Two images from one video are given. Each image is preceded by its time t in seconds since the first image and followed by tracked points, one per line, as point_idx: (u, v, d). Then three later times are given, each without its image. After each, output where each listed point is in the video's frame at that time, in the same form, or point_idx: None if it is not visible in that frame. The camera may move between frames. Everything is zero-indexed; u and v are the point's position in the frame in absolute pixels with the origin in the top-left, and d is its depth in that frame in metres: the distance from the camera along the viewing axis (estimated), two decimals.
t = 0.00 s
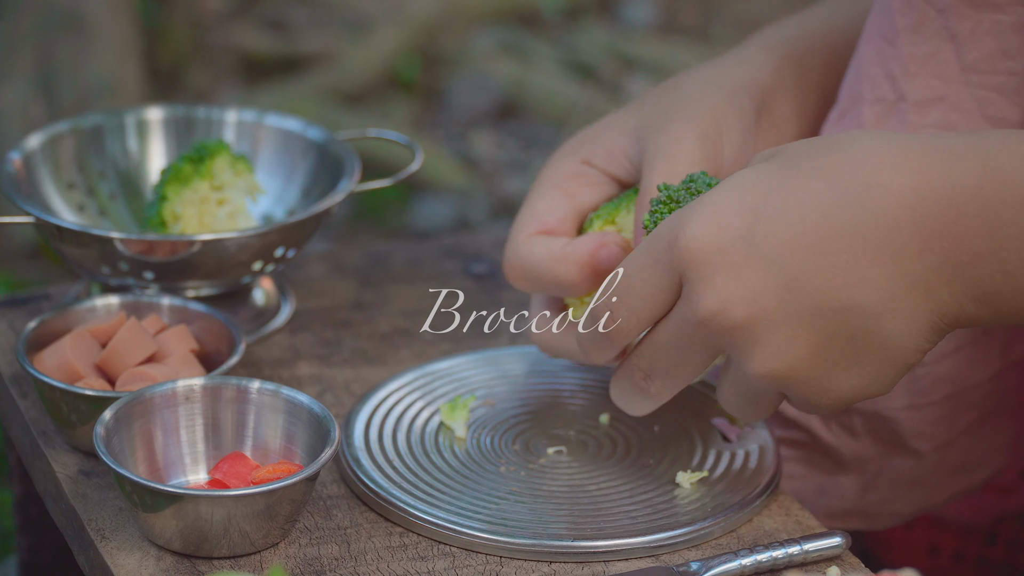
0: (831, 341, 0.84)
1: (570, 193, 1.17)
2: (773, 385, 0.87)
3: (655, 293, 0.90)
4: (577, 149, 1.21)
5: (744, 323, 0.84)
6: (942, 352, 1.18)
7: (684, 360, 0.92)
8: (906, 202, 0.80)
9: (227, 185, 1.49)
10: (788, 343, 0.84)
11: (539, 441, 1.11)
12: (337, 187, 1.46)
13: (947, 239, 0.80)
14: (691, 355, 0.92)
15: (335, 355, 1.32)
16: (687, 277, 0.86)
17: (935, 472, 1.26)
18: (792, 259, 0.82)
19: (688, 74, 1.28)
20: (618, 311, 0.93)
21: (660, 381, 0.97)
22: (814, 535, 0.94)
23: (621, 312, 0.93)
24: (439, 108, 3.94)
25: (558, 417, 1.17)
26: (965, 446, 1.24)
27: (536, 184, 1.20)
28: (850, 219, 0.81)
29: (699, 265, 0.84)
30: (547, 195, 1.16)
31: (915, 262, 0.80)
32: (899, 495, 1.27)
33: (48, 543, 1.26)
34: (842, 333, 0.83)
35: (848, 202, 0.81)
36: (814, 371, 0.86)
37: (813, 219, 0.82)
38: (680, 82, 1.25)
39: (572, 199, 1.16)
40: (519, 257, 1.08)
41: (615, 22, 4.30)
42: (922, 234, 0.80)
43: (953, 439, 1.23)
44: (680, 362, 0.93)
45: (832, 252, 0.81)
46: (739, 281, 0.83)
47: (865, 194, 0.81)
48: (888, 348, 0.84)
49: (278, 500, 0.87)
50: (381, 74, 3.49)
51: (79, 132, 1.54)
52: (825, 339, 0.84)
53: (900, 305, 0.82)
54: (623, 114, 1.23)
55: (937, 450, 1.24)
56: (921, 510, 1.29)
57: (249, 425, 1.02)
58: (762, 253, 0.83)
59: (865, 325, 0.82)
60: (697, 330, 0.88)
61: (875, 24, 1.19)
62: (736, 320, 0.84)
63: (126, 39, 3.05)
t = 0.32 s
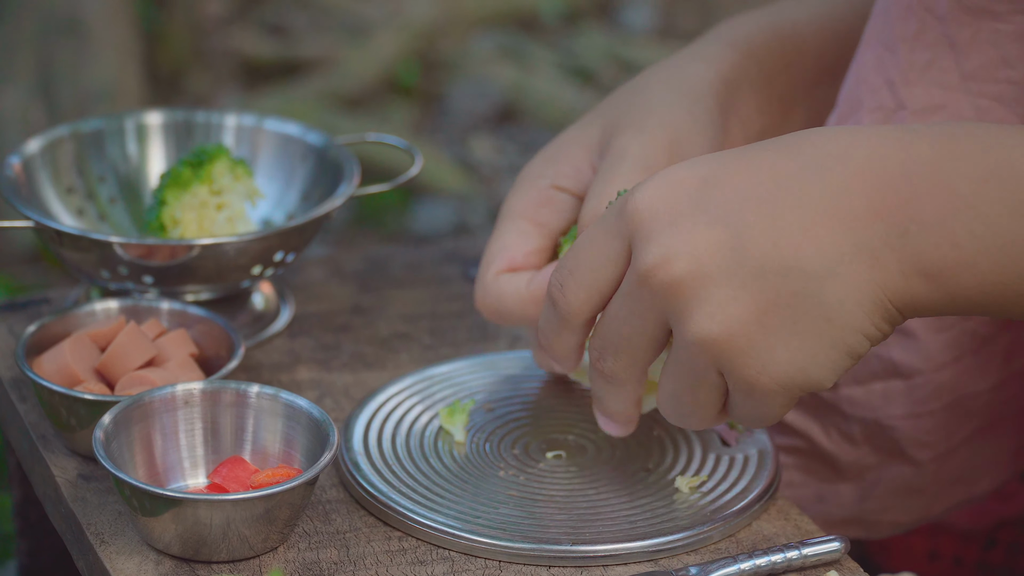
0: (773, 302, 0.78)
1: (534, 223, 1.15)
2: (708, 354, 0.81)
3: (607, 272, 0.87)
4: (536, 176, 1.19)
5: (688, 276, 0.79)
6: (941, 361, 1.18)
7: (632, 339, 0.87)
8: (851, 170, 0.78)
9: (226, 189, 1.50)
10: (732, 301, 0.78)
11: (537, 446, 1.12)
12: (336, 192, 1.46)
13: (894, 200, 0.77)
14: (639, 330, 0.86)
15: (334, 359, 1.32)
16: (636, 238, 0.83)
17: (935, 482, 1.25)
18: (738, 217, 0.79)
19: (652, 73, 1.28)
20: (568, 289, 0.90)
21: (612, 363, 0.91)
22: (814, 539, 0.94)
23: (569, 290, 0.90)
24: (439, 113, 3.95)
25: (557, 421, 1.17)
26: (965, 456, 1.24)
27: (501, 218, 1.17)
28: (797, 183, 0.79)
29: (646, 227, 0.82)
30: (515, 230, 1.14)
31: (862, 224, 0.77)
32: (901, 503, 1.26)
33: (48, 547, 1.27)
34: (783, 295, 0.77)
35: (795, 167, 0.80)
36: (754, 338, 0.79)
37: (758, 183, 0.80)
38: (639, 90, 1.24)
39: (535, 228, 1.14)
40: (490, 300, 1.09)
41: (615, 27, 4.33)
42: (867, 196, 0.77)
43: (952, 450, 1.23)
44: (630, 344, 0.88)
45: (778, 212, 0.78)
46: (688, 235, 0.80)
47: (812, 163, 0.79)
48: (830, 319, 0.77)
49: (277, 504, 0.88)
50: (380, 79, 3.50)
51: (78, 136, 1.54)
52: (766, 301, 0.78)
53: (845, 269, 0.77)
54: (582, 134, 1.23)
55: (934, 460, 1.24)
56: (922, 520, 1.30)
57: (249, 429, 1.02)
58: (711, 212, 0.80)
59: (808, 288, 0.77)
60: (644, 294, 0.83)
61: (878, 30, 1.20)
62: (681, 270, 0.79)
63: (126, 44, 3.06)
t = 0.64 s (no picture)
0: (750, 294, 0.74)
1: (525, 221, 1.15)
2: (683, 345, 0.77)
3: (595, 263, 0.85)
4: (525, 173, 1.19)
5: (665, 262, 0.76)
6: (931, 369, 1.18)
7: (613, 332, 0.84)
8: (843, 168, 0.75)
9: (224, 196, 1.50)
10: (710, 290, 0.75)
11: (547, 448, 1.12)
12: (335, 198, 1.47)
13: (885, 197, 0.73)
14: (619, 320, 0.82)
15: (332, 365, 1.33)
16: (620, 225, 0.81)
17: (921, 490, 1.25)
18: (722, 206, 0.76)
19: (634, 63, 1.28)
20: (559, 281, 0.88)
21: (595, 354, 0.87)
22: (812, 545, 0.94)
23: (561, 283, 0.88)
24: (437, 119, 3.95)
25: (567, 424, 1.17)
26: (952, 463, 1.24)
27: (493, 218, 1.17)
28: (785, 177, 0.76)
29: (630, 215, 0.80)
30: (509, 230, 1.14)
31: (848, 220, 0.73)
32: (887, 511, 1.28)
33: (47, 552, 1.28)
34: (761, 286, 0.74)
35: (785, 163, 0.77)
36: (727, 331, 0.75)
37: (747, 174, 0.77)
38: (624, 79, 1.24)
39: (526, 225, 1.14)
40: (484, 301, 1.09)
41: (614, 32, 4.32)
42: (856, 192, 0.74)
43: (936, 458, 1.23)
44: (612, 338, 0.84)
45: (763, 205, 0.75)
46: (671, 221, 0.77)
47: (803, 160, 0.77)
48: (807, 317, 0.73)
49: (276, 511, 0.88)
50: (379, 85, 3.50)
51: (77, 143, 1.55)
52: (744, 292, 0.74)
53: (826, 266, 0.73)
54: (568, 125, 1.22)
55: (923, 466, 1.24)
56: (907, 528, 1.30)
57: (247, 435, 1.02)
58: (695, 200, 0.77)
59: (786, 281, 0.73)
60: (623, 282, 0.80)
61: (867, 37, 1.21)
62: (660, 255, 0.76)
63: (125, 50, 3.07)
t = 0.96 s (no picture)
0: (899, 495, 0.69)
1: (443, 89, 1.34)
2: (788, 489, 0.69)
3: (711, 408, 0.71)
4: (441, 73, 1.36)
5: (788, 454, 0.67)
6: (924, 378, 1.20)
7: (723, 497, 0.73)
8: (978, 396, 0.69)
9: (223, 201, 1.50)
10: (820, 432, 0.67)
11: (547, 453, 1.12)
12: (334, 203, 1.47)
13: (993, 418, 0.70)
14: (695, 440, 0.73)
15: (331, 370, 1.33)
16: (732, 360, 0.71)
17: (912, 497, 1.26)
18: (844, 372, 0.68)
19: None
20: (662, 449, 0.74)
21: (689, 508, 0.77)
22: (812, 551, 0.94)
23: (664, 452, 0.74)
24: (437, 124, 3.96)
25: (567, 430, 1.17)
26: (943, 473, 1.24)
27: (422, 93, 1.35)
28: (937, 367, 0.69)
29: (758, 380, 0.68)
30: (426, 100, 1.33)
31: (991, 400, 0.70)
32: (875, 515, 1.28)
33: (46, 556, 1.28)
34: (915, 479, 0.69)
35: (925, 320, 0.71)
36: (851, 473, 0.68)
37: (885, 381, 0.68)
38: None
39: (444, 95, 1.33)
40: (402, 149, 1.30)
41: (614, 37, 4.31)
42: (994, 396, 0.70)
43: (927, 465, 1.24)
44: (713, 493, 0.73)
45: (887, 351, 0.69)
46: (788, 357, 0.69)
47: (941, 337, 0.70)
48: (960, 498, 0.71)
49: (275, 516, 0.88)
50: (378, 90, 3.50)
51: (76, 148, 1.55)
52: (890, 481, 0.68)
53: (965, 431, 0.69)
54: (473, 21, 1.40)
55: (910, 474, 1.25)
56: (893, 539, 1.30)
57: (246, 440, 1.02)
58: (827, 343, 0.70)
59: (944, 472, 0.69)
60: (715, 405, 0.71)
61: (859, 39, 1.23)
62: (775, 391, 0.68)
63: (124, 56, 3.07)
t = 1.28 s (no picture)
0: (769, 383, 0.79)
1: (510, 144, 1.27)
2: (662, 366, 0.81)
3: (615, 285, 0.85)
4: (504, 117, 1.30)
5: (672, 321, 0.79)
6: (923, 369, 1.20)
7: (603, 384, 0.85)
8: (850, 302, 0.77)
9: (224, 203, 1.50)
10: (700, 305, 0.79)
11: (548, 455, 1.12)
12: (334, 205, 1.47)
13: (862, 332, 0.77)
14: (600, 299, 0.86)
15: (332, 372, 1.33)
16: (648, 241, 0.85)
17: (911, 491, 1.26)
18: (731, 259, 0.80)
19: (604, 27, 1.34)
20: (568, 289, 0.88)
21: (572, 386, 0.87)
22: (812, 552, 0.94)
23: (570, 293, 0.88)
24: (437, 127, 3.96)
25: (568, 431, 1.17)
26: (941, 465, 1.25)
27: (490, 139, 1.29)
28: (813, 270, 0.78)
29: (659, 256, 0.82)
30: (491, 151, 1.27)
31: (867, 311, 0.76)
32: (874, 510, 1.28)
33: (46, 559, 1.28)
34: (779, 372, 0.78)
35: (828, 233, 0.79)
36: (719, 352, 0.79)
37: (764, 271, 0.79)
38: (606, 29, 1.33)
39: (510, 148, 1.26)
40: (459, 214, 1.24)
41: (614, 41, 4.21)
42: (872, 316, 0.77)
43: (929, 458, 1.24)
44: (595, 375, 0.85)
45: (776, 249, 0.79)
46: (693, 237, 0.82)
47: (831, 246, 0.78)
48: (831, 407, 0.78)
49: (276, 518, 0.88)
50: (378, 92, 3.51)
51: (77, 150, 1.55)
52: (757, 375, 0.79)
53: (830, 334, 0.77)
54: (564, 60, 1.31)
55: (911, 467, 1.25)
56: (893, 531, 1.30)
57: (247, 443, 1.02)
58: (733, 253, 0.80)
59: (810, 373, 0.78)
60: (623, 270, 0.85)
61: (864, 40, 1.23)
62: (663, 269, 0.81)
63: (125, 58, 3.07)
